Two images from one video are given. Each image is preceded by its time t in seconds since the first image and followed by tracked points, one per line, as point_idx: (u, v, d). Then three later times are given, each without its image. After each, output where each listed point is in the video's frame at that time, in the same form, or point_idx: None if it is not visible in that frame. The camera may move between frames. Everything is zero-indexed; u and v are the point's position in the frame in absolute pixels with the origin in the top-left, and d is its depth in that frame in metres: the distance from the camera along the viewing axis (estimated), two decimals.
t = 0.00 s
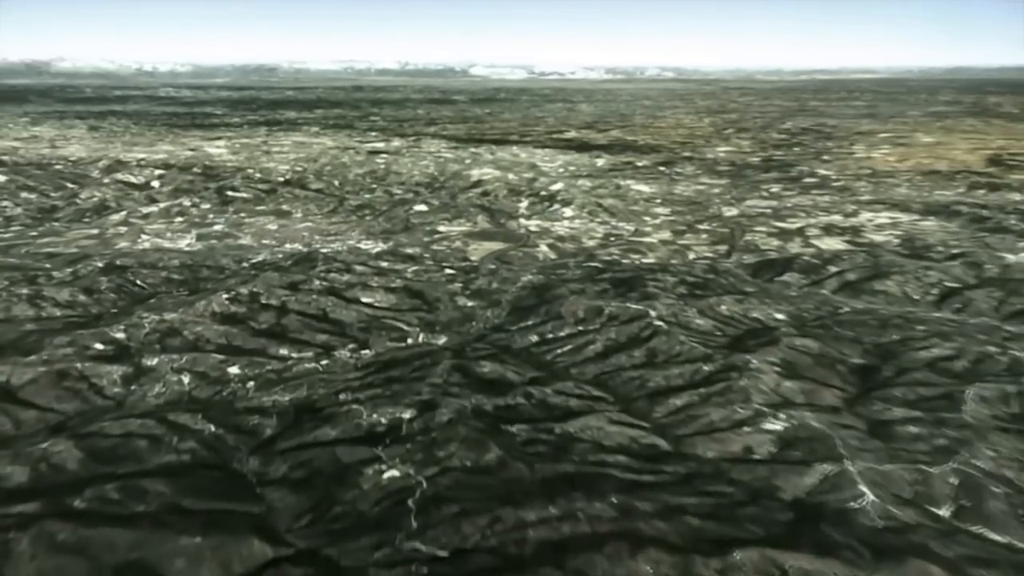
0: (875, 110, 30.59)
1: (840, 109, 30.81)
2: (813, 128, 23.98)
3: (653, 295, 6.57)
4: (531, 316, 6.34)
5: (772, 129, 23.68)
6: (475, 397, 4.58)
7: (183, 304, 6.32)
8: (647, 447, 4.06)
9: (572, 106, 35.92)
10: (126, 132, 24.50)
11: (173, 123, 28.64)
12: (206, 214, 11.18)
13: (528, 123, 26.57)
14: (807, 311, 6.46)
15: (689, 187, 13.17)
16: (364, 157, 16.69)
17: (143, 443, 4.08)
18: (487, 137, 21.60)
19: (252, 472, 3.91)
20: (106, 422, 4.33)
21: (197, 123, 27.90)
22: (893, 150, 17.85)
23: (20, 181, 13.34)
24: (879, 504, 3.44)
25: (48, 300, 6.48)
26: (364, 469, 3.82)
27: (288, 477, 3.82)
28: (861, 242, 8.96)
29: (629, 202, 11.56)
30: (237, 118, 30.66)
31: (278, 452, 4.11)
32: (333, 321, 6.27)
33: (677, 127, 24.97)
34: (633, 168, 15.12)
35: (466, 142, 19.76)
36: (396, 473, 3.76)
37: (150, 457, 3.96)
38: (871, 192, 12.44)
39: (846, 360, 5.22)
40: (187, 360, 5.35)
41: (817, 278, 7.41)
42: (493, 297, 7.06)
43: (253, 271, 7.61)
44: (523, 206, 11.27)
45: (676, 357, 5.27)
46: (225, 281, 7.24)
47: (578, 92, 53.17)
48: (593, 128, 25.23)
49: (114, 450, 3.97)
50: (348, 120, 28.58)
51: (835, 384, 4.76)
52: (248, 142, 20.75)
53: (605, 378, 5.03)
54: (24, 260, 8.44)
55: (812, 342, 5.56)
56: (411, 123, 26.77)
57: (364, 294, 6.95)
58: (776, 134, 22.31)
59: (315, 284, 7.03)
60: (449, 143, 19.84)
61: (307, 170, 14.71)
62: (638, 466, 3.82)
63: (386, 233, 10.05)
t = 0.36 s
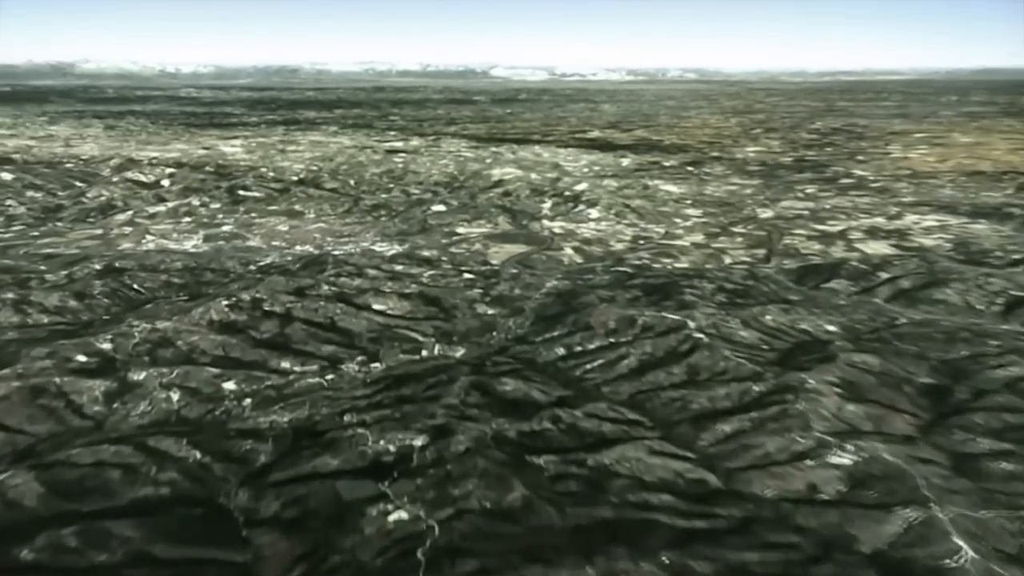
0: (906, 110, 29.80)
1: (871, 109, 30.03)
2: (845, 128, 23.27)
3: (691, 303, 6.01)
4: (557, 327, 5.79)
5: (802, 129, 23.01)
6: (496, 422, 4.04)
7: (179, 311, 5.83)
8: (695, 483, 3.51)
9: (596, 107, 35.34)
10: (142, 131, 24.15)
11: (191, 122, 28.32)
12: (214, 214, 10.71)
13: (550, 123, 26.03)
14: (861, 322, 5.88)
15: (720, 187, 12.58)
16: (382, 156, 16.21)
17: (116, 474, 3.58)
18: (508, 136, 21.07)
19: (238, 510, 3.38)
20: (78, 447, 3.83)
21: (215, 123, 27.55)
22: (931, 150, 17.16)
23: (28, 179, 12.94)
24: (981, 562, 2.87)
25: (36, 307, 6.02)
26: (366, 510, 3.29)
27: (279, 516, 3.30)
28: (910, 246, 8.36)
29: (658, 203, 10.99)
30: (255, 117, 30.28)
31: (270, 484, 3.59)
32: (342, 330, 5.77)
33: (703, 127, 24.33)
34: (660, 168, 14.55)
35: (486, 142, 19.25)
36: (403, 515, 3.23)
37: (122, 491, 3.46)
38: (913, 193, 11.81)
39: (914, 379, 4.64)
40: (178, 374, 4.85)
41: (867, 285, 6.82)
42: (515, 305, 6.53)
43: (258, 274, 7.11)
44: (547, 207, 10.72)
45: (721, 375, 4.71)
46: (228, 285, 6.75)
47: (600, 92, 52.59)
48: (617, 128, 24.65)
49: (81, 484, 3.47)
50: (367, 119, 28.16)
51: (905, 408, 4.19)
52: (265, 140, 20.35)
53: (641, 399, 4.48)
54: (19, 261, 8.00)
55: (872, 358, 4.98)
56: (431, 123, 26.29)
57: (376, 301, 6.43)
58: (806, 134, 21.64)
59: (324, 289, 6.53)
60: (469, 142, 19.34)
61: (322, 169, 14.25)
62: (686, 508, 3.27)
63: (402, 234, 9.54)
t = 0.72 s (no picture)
0: (939, 110, 29.00)
1: (902, 110, 29.26)
2: (877, 128, 22.56)
3: (733, 312, 5.45)
4: (586, 339, 5.25)
5: (832, 128, 22.34)
6: (521, 455, 3.51)
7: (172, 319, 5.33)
8: (757, 532, 2.96)
9: (618, 107, 34.72)
10: (157, 130, 23.79)
11: (209, 121, 27.99)
12: (222, 214, 10.25)
13: (572, 122, 25.48)
14: (924, 335, 5.29)
15: (752, 188, 12.00)
16: (400, 155, 15.71)
17: (76, 516, 3.08)
18: (529, 136, 20.55)
19: (216, 560, 2.87)
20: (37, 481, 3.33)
21: (232, 123, 27.19)
22: (971, 150, 16.46)
23: (34, 178, 12.55)
24: None
25: (18, 313, 5.54)
26: (367, 565, 2.77)
27: (264, 570, 2.78)
28: (965, 251, 7.75)
29: (688, 204, 10.42)
30: (273, 117, 29.92)
31: (256, 527, 3.07)
32: (349, 342, 5.25)
33: (730, 127, 23.68)
34: (688, 168, 13.98)
35: (507, 141, 18.72)
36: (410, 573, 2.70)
37: (80, 537, 2.95)
38: (958, 194, 11.18)
39: (998, 403, 4.06)
40: (163, 391, 4.34)
41: (925, 293, 6.22)
42: (539, 314, 5.99)
43: (262, 279, 6.62)
44: (571, 207, 10.18)
45: (774, 398, 4.15)
46: (228, 291, 6.26)
47: (622, 92, 52.00)
48: (641, 127, 24.05)
49: (34, 529, 2.97)
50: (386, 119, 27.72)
51: (994, 441, 3.61)
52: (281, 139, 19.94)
53: (685, 426, 3.93)
54: (13, 264, 7.54)
55: (945, 377, 4.41)
56: (450, 123, 25.81)
57: (388, 309, 5.91)
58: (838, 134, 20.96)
59: (332, 295, 6.02)
60: (489, 141, 18.83)
61: (338, 168, 13.77)
62: (750, 569, 2.73)
63: (418, 236, 9.02)
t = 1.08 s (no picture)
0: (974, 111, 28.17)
1: (935, 110, 28.45)
2: (911, 128, 21.83)
3: (783, 325, 4.88)
4: (619, 354, 4.70)
5: (864, 128, 21.65)
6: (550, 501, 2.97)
7: (161, 329, 4.84)
8: None
9: (642, 107, 34.10)
10: (173, 129, 23.45)
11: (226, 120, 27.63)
12: (230, 214, 9.78)
13: (595, 122, 24.91)
14: (1000, 351, 4.71)
15: (788, 188, 11.39)
16: (418, 154, 15.20)
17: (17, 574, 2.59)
18: (551, 135, 20.00)
19: None
20: None
21: (250, 122, 26.81)
22: (1014, 150, 15.74)
23: (39, 175, 12.15)
24: None
25: None
26: None
27: None
28: None
29: (721, 205, 9.84)
30: (291, 116, 29.51)
31: None
32: (356, 356, 4.73)
33: (758, 126, 23.03)
34: (718, 168, 13.39)
35: (529, 140, 18.18)
36: None
37: None
38: (1008, 196, 10.53)
39: None
40: (143, 413, 3.84)
41: (993, 304, 5.63)
42: (565, 325, 5.45)
43: (265, 284, 6.11)
44: (597, 209, 9.63)
45: (842, 428, 3.59)
46: (227, 297, 5.76)
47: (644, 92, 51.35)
48: (666, 127, 23.44)
49: None
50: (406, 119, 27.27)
51: None
52: (297, 139, 19.50)
53: (740, 462, 3.38)
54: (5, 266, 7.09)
55: None
56: (470, 122, 25.30)
57: (400, 318, 5.39)
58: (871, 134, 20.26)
59: (339, 302, 5.50)
60: (510, 140, 18.30)
61: (353, 167, 13.28)
62: None
63: (435, 238, 8.51)
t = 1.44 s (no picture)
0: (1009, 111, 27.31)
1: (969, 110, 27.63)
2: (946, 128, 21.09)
3: (845, 341, 4.31)
4: (659, 373, 4.15)
5: (897, 128, 20.93)
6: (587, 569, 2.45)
7: (145, 341, 4.33)
8: None
9: (665, 107, 33.43)
10: (188, 128, 23.07)
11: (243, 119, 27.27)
12: (238, 214, 9.31)
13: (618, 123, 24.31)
14: None
15: (825, 189, 10.78)
16: (436, 153, 14.68)
17: None
18: (573, 134, 19.42)
19: None
20: None
21: (266, 121, 26.42)
22: None
23: (44, 173, 11.73)
24: None
25: None
26: None
27: None
28: None
29: (757, 206, 9.26)
30: (308, 115, 29.09)
31: None
32: (362, 374, 4.21)
33: (786, 126, 22.35)
34: (750, 168, 12.80)
35: (550, 139, 17.62)
36: None
37: None
38: None
39: None
40: (113, 441, 3.34)
41: None
42: (596, 339, 4.91)
43: (266, 290, 5.61)
44: (625, 210, 9.07)
45: (932, 468, 3.03)
46: (223, 304, 5.26)
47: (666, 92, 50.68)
48: (691, 126, 22.81)
49: None
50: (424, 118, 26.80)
51: None
52: (313, 138, 19.06)
53: (813, 509, 2.83)
54: None
55: None
56: (491, 122, 24.79)
57: (413, 330, 4.86)
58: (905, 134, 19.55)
59: (345, 311, 4.99)
60: (531, 140, 17.75)
61: (369, 166, 12.78)
62: None
63: (453, 240, 7.98)
